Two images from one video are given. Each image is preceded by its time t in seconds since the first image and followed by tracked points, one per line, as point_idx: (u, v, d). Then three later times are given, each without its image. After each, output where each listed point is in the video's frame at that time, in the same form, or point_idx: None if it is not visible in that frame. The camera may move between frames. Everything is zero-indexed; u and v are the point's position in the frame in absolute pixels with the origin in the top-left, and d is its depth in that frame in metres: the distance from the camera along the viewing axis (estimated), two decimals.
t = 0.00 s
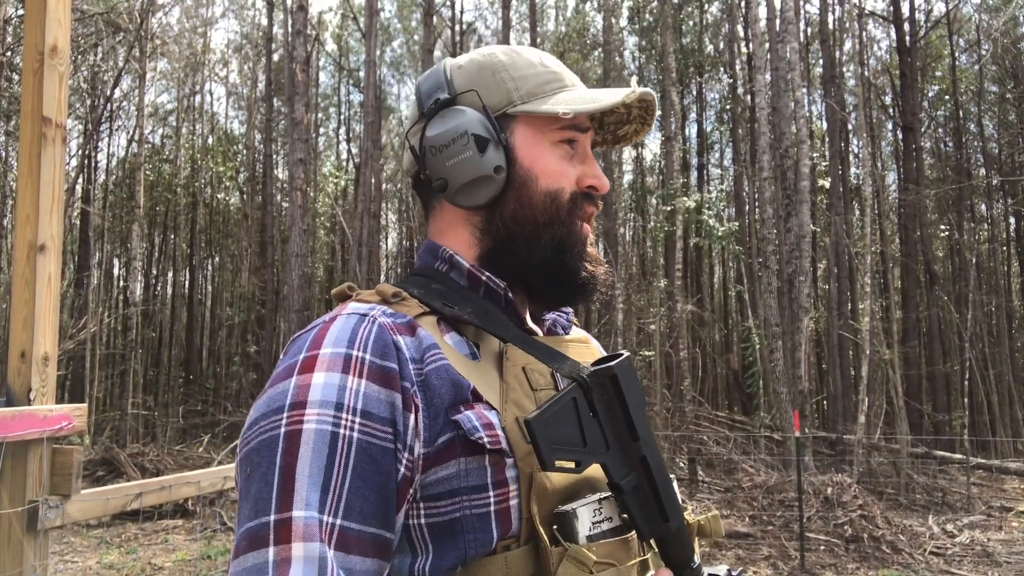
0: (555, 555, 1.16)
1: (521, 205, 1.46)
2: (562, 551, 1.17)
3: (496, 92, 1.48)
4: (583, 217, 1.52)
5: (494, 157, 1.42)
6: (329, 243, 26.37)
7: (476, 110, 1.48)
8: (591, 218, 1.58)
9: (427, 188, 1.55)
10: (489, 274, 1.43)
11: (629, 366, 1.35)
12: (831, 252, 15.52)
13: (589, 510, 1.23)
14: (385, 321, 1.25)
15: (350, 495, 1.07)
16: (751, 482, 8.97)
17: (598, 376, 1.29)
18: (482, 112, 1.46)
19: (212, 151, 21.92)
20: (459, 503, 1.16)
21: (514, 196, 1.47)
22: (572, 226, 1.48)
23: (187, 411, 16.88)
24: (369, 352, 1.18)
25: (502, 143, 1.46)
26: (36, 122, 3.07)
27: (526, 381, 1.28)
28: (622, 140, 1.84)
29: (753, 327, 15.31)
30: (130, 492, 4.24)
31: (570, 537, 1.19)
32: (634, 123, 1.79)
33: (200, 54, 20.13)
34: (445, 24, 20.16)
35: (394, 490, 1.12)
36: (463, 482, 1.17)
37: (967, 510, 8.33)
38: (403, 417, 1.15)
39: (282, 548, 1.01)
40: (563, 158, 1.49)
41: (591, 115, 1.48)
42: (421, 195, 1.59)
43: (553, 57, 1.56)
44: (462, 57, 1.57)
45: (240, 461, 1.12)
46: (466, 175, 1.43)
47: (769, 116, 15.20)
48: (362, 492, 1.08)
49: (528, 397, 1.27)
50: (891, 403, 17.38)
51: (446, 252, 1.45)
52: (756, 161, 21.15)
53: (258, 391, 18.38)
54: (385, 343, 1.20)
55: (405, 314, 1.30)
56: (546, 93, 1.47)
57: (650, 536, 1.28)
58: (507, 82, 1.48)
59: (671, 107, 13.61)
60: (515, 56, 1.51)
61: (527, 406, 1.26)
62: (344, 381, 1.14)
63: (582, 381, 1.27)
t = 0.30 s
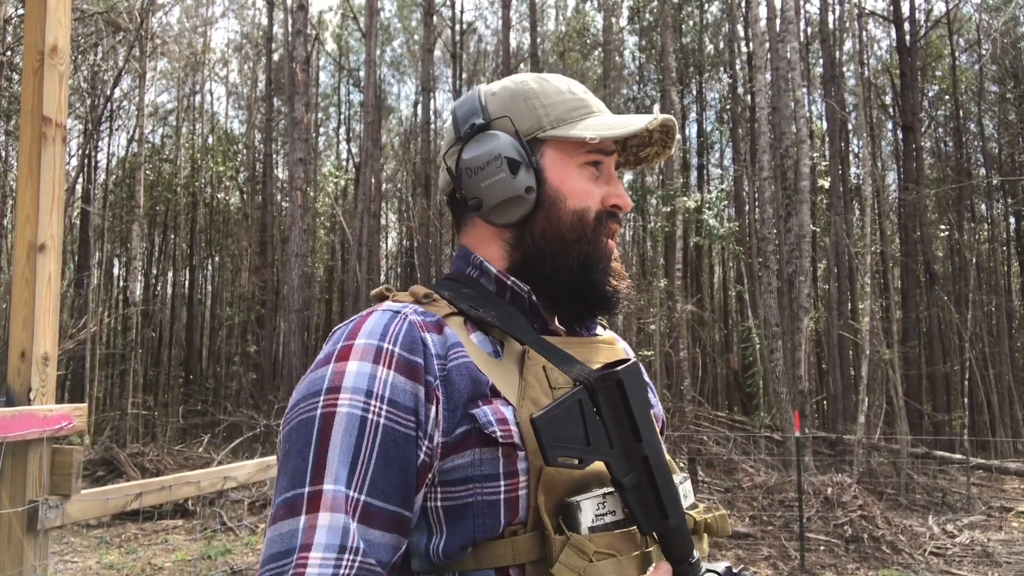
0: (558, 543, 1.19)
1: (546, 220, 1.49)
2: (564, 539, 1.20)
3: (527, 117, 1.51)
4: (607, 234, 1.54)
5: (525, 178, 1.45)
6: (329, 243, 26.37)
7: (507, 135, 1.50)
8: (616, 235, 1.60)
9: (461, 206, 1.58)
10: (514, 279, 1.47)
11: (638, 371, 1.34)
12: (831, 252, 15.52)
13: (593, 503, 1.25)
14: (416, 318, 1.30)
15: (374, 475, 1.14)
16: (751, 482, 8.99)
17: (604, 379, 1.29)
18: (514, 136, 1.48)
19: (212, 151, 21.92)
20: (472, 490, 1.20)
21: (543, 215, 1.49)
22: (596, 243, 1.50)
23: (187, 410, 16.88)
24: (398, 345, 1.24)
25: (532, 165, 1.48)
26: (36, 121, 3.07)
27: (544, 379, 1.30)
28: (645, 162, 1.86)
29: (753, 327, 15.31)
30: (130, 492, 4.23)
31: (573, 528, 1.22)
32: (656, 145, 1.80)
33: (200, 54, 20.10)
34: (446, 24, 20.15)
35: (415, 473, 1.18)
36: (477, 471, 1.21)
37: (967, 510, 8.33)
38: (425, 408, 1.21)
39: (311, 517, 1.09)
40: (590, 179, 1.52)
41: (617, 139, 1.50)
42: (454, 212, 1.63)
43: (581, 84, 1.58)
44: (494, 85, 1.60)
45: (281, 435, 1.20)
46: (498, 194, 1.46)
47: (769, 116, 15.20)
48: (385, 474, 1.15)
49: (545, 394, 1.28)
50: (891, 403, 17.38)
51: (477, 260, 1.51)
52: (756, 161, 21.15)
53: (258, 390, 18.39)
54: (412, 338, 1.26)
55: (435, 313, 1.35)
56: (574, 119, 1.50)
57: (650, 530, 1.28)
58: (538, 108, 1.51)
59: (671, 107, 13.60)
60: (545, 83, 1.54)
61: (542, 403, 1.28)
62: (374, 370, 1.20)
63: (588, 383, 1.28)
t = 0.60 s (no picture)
0: (553, 534, 1.20)
1: (559, 233, 1.51)
2: (559, 531, 1.21)
3: (544, 136, 1.54)
4: (619, 251, 1.55)
5: (538, 194, 1.47)
6: (329, 243, 26.37)
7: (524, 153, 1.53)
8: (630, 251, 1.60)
9: (481, 217, 1.62)
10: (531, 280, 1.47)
11: (639, 372, 1.33)
12: (831, 252, 15.50)
13: (591, 498, 1.26)
14: (433, 310, 1.35)
15: (381, 454, 1.17)
16: (751, 482, 9.00)
17: (603, 381, 1.29)
18: (530, 155, 1.51)
19: (212, 151, 21.90)
20: (474, 477, 1.23)
21: (555, 227, 1.52)
22: (609, 256, 1.50)
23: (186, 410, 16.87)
24: (413, 333, 1.28)
25: (548, 181, 1.50)
26: (36, 122, 3.06)
27: (553, 377, 1.31)
28: (666, 180, 1.85)
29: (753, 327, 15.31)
30: (130, 492, 4.22)
31: (570, 520, 1.23)
32: (675, 163, 1.79)
33: (200, 54, 20.10)
34: (446, 25, 20.15)
35: (420, 455, 1.21)
36: (479, 461, 1.23)
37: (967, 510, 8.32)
38: (434, 395, 1.25)
39: (319, 487, 1.14)
40: (603, 196, 1.53)
41: (632, 159, 1.51)
42: (476, 223, 1.66)
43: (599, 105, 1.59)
44: (517, 104, 1.63)
45: (302, 408, 1.25)
46: (513, 210, 1.49)
47: (769, 116, 15.20)
48: (392, 453, 1.18)
49: (551, 390, 1.30)
50: (891, 403, 17.38)
51: (497, 261, 1.53)
52: (756, 162, 21.15)
53: (257, 390, 18.39)
54: (426, 328, 1.30)
55: (453, 308, 1.39)
56: (590, 139, 1.51)
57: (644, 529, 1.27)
58: (555, 127, 1.53)
59: (671, 107, 13.60)
60: (565, 104, 1.56)
61: (548, 398, 1.29)
62: (389, 354, 1.25)
63: (588, 384, 1.28)
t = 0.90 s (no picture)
0: (550, 546, 1.20)
1: (552, 241, 1.51)
2: (557, 543, 1.21)
3: (538, 143, 1.54)
4: (613, 257, 1.54)
5: (529, 201, 1.49)
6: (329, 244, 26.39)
7: (518, 161, 1.54)
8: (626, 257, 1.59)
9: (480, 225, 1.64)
10: (529, 291, 1.48)
11: (633, 385, 1.33)
12: (831, 252, 15.50)
13: (588, 510, 1.25)
14: (430, 325, 1.35)
15: (379, 472, 1.18)
16: (751, 482, 9.00)
17: (597, 394, 1.29)
18: (523, 162, 1.52)
19: (212, 151, 21.91)
20: (471, 490, 1.23)
21: (548, 235, 1.52)
22: (601, 263, 1.50)
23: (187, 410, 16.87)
24: (410, 350, 1.28)
25: (540, 188, 1.51)
26: (36, 122, 3.06)
27: (552, 389, 1.31)
28: (669, 185, 1.84)
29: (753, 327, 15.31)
30: (131, 493, 4.21)
31: (567, 532, 1.23)
32: (675, 169, 1.77)
33: (201, 54, 20.12)
34: (446, 25, 20.16)
35: (417, 470, 1.22)
36: (475, 473, 1.24)
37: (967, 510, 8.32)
38: (431, 411, 1.25)
39: (319, 506, 1.15)
40: (597, 203, 1.53)
41: (625, 165, 1.50)
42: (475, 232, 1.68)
43: (597, 111, 1.59)
44: (516, 113, 1.64)
45: (302, 427, 1.26)
46: (505, 217, 1.51)
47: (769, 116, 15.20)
48: (390, 470, 1.19)
49: (550, 401, 1.29)
50: (891, 403, 17.39)
51: (497, 271, 1.54)
52: (756, 162, 21.16)
53: (258, 391, 18.41)
54: (423, 344, 1.30)
55: (450, 321, 1.39)
56: (583, 146, 1.52)
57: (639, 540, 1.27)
58: (549, 134, 1.54)
59: (672, 108, 13.61)
60: (561, 110, 1.56)
61: (545, 410, 1.29)
62: (385, 373, 1.25)
63: (582, 397, 1.28)
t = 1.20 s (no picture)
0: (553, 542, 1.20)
1: (547, 241, 1.52)
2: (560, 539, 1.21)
3: (534, 144, 1.55)
4: (609, 255, 1.54)
5: (522, 202, 1.51)
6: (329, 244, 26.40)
7: (514, 162, 1.56)
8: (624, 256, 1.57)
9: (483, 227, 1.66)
10: (533, 291, 1.50)
11: (636, 383, 1.33)
12: (832, 252, 15.50)
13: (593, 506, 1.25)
14: (434, 326, 1.36)
15: (387, 470, 1.18)
16: (751, 482, 9.00)
17: (601, 392, 1.29)
18: (517, 163, 1.54)
19: (212, 151, 21.90)
20: (475, 486, 1.24)
21: (542, 236, 1.53)
22: (595, 262, 1.50)
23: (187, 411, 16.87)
24: (416, 352, 1.29)
25: (535, 190, 1.53)
26: (36, 122, 3.07)
27: (556, 386, 1.32)
28: (673, 182, 1.82)
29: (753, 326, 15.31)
30: (130, 492, 4.22)
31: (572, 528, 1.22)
32: (677, 166, 1.76)
33: (201, 54, 20.11)
34: (446, 25, 20.16)
35: (423, 468, 1.22)
36: (480, 469, 1.24)
37: (967, 510, 8.32)
38: (438, 410, 1.25)
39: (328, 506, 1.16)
40: (593, 202, 1.52)
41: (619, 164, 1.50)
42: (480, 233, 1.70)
43: (596, 110, 1.58)
44: (518, 116, 1.65)
45: (313, 429, 1.28)
46: (500, 218, 1.54)
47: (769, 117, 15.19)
48: (398, 468, 1.19)
49: (555, 399, 1.30)
50: (891, 404, 17.39)
51: (502, 273, 1.55)
52: (756, 162, 21.17)
53: (257, 391, 18.40)
54: (429, 345, 1.31)
55: (455, 323, 1.40)
56: (578, 145, 1.51)
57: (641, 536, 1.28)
58: (545, 135, 1.54)
59: (672, 108, 13.62)
60: (560, 112, 1.57)
61: (551, 406, 1.29)
62: (391, 374, 1.25)
63: (586, 395, 1.28)
